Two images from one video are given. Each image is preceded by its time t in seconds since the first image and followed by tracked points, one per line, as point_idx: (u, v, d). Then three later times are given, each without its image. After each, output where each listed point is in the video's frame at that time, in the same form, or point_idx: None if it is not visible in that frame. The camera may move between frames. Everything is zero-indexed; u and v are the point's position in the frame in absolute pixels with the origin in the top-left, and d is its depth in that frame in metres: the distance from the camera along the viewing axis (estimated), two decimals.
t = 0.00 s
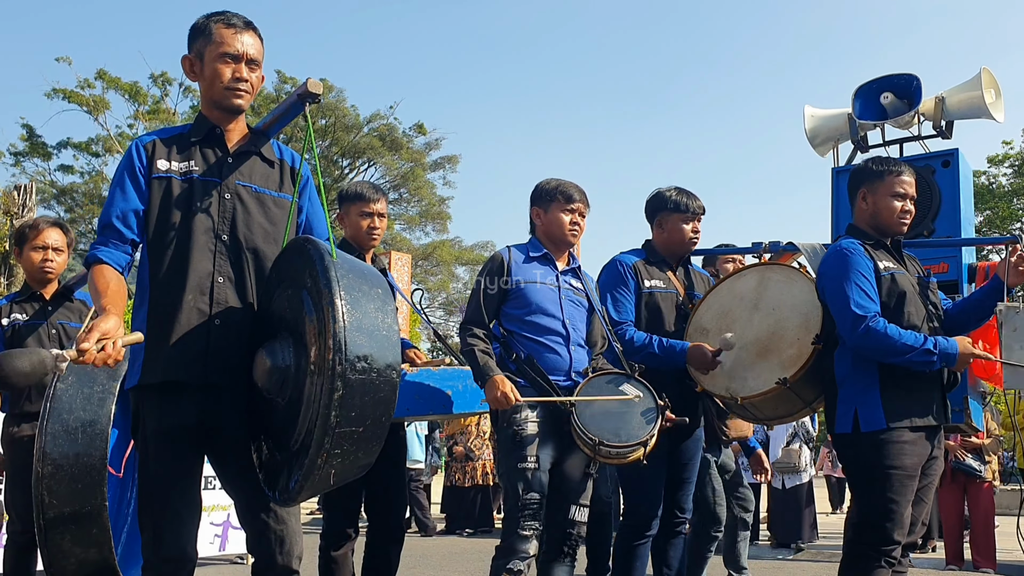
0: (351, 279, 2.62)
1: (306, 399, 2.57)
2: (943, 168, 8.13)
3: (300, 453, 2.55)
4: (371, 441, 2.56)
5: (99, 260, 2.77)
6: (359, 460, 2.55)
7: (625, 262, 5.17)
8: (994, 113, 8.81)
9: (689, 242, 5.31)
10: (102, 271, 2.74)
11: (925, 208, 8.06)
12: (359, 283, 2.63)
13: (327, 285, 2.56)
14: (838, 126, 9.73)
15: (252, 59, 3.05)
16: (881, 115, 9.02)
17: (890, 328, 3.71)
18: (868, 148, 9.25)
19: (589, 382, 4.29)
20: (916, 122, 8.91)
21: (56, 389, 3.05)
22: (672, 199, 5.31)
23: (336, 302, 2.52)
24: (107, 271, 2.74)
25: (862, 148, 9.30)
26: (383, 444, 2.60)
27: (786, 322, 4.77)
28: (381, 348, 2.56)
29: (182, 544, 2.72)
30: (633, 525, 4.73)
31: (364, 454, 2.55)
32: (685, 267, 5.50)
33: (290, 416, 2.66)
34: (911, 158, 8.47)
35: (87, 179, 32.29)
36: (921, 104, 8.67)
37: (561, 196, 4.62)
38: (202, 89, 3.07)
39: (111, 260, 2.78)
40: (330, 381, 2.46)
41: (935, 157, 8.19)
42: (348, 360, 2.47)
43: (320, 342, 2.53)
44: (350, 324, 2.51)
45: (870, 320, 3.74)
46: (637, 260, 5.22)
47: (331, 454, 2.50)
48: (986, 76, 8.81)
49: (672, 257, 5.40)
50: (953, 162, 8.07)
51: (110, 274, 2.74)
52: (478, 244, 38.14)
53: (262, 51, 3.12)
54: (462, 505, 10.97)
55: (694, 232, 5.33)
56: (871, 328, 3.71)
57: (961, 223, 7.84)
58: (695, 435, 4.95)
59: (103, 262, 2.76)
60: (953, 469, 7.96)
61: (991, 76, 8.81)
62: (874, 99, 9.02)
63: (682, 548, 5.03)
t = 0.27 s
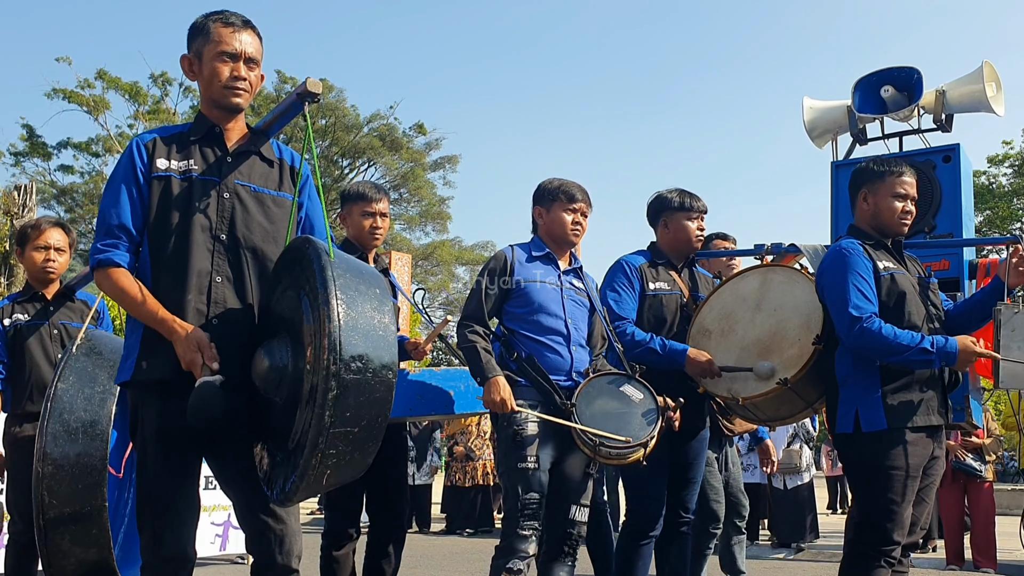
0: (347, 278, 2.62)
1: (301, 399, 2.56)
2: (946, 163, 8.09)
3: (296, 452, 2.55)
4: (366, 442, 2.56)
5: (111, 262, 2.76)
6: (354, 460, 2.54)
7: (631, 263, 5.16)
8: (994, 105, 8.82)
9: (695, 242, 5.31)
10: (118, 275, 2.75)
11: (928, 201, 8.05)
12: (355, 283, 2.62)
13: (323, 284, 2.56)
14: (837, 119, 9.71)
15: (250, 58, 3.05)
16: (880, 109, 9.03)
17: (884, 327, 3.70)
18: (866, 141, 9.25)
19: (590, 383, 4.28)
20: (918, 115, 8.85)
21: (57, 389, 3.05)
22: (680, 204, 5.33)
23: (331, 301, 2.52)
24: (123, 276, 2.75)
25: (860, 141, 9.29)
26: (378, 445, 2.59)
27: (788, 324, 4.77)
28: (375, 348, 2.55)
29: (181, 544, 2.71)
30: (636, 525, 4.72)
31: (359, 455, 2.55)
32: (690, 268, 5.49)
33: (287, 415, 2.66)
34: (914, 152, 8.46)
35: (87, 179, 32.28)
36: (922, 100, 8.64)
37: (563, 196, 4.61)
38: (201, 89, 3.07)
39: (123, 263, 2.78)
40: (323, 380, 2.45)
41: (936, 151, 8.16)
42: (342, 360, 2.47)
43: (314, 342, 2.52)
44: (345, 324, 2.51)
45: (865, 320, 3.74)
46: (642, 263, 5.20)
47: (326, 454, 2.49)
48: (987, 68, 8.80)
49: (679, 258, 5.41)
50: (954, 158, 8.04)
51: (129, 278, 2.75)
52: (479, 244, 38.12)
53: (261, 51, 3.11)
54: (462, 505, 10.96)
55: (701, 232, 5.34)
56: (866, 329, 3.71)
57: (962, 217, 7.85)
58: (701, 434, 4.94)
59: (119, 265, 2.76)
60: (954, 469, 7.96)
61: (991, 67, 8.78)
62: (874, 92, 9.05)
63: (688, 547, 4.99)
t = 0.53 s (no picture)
0: (355, 279, 2.62)
1: (308, 399, 2.57)
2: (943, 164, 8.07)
3: (302, 451, 2.55)
4: (373, 441, 2.57)
5: (94, 258, 2.76)
6: (361, 459, 2.55)
7: (635, 262, 5.17)
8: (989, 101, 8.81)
9: (695, 242, 5.29)
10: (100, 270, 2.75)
11: (924, 205, 8.08)
12: (362, 283, 2.63)
13: (331, 285, 2.56)
14: (831, 118, 9.73)
15: (252, 58, 3.05)
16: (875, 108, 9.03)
17: (883, 326, 3.71)
18: (861, 139, 9.26)
19: (590, 382, 4.26)
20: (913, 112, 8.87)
21: (55, 388, 2.99)
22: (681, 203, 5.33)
23: (339, 302, 2.52)
24: (106, 273, 2.75)
25: (854, 139, 9.30)
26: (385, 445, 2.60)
27: (787, 323, 4.77)
28: (384, 348, 2.56)
29: (182, 544, 2.72)
30: (633, 524, 4.72)
31: (366, 454, 2.56)
32: (694, 269, 5.50)
33: (293, 415, 2.66)
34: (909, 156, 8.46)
35: (87, 179, 32.29)
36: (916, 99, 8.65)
37: (563, 196, 4.62)
38: (203, 89, 3.07)
39: (109, 261, 2.78)
40: (332, 380, 2.46)
41: (931, 153, 8.13)
42: (351, 360, 2.47)
43: (323, 342, 2.53)
44: (354, 325, 2.51)
45: (864, 318, 3.75)
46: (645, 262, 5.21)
47: (334, 453, 2.50)
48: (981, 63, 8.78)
49: (681, 257, 5.40)
50: (950, 159, 7.99)
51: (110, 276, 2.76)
52: (479, 244, 38.14)
53: (262, 51, 3.11)
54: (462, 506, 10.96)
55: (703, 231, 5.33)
56: (865, 327, 3.72)
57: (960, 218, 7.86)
58: (702, 435, 4.96)
59: (99, 261, 2.76)
60: (953, 469, 7.96)
61: (986, 62, 8.76)
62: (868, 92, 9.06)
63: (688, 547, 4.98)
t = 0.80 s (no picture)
0: (359, 274, 2.62)
1: (312, 393, 2.56)
2: (937, 170, 8.06)
3: (307, 446, 2.55)
4: (377, 436, 2.55)
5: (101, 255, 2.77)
6: (365, 454, 2.54)
7: (635, 266, 5.17)
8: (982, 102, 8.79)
9: (692, 243, 5.31)
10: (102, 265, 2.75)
11: (920, 210, 8.06)
12: (366, 278, 2.62)
13: (334, 279, 2.55)
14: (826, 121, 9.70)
15: (261, 58, 3.04)
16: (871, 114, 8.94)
17: (877, 326, 3.71)
18: (858, 141, 9.25)
19: (589, 384, 4.26)
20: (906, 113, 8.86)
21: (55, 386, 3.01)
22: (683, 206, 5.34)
23: (342, 296, 2.51)
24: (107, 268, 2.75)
25: (851, 141, 9.29)
26: (389, 440, 2.58)
27: (787, 325, 4.77)
28: (387, 342, 2.55)
29: (194, 544, 2.69)
30: (639, 526, 4.72)
31: (370, 449, 2.54)
32: (697, 273, 5.49)
33: (299, 410, 2.66)
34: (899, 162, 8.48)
35: (87, 179, 32.27)
36: (908, 101, 8.65)
37: (562, 199, 4.61)
38: (212, 89, 3.06)
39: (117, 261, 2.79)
40: (334, 374, 2.45)
41: (926, 157, 8.13)
42: (352, 353, 2.47)
43: (325, 337, 2.52)
44: (356, 318, 2.51)
45: (858, 319, 3.74)
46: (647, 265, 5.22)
47: (337, 447, 2.48)
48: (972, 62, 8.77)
49: (683, 259, 5.40)
50: (945, 163, 8.00)
51: (112, 272, 2.74)
52: (479, 244, 38.14)
53: (270, 50, 3.11)
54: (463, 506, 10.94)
55: (697, 232, 5.32)
56: (859, 327, 3.72)
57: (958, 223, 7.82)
58: (706, 436, 4.95)
59: (104, 258, 2.76)
60: (953, 469, 7.95)
61: (977, 62, 8.75)
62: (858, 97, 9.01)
63: (687, 547, 4.99)
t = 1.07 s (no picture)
0: (366, 271, 2.61)
1: (320, 390, 2.57)
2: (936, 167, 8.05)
3: (315, 442, 2.55)
4: (385, 433, 2.56)
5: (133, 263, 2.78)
6: (373, 451, 2.55)
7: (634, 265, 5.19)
8: (978, 98, 8.80)
9: (687, 242, 5.31)
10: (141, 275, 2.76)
11: (919, 208, 8.07)
12: (373, 276, 2.62)
13: (342, 277, 2.55)
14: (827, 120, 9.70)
15: (265, 57, 3.04)
16: (870, 112, 8.94)
17: (873, 325, 3.71)
18: (859, 140, 9.23)
19: (589, 382, 4.28)
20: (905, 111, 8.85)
21: (57, 387, 2.91)
22: (679, 204, 5.35)
23: (350, 294, 2.51)
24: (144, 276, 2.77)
25: (853, 138, 9.28)
26: (397, 437, 2.60)
27: (786, 325, 4.77)
28: (394, 339, 2.55)
29: (200, 543, 2.69)
30: (637, 524, 4.72)
31: (378, 446, 2.55)
32: (697, 272, 5.48)
33: (307, 408, 2.66)
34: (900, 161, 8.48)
35: (88, 179, 32.29)
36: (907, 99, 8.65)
37: (555, 202, 4.57)
38: (216, 88, 3.06)
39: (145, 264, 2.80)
40: (342, 371, 2.45)
41: (924, 157, 8.13)
42: (361, 351, 2.47)
43: (333, 334, 2.52)
44: (364, 316, 2.50)
45: (854, 319, 3.75)
46: (645, 264, 5.24)
47: (345, 444, 2.49)
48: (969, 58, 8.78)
49: (682, 259, 5.40)
50: (943, 161, 8.00)
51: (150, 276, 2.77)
52: (479, 244, 38.14)
53: (274, 50, 3.11)
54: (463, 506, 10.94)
55: (691, 231, 5.32)
56: (855, 327, 3.72)
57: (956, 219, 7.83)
58: (708, 437, 4.96)
59: (138, 266, 2.77)
60: (953, 468, 7.95)
61: (976, 55, 8.74)
62: (857, 98, 8.97)
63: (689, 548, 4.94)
